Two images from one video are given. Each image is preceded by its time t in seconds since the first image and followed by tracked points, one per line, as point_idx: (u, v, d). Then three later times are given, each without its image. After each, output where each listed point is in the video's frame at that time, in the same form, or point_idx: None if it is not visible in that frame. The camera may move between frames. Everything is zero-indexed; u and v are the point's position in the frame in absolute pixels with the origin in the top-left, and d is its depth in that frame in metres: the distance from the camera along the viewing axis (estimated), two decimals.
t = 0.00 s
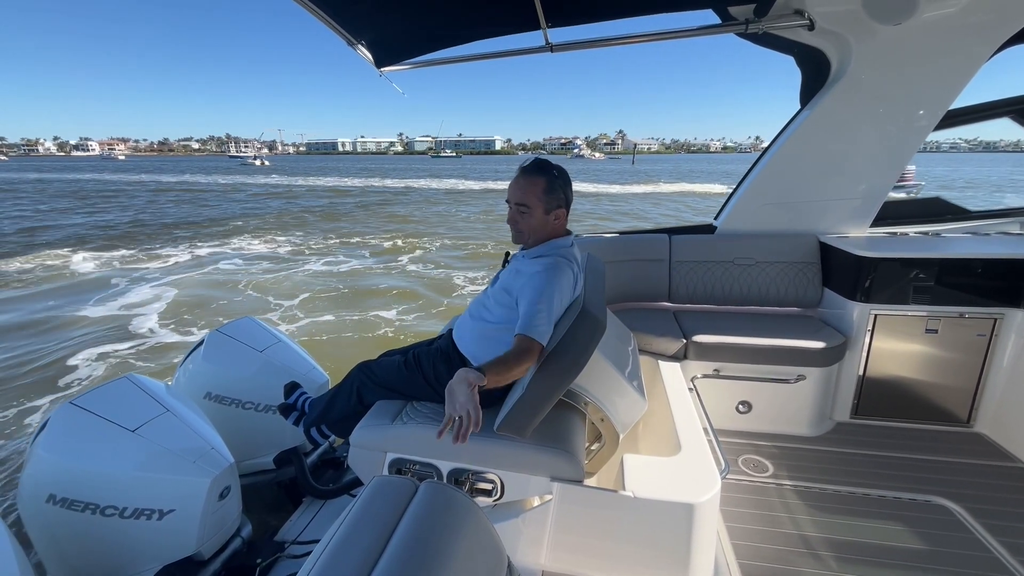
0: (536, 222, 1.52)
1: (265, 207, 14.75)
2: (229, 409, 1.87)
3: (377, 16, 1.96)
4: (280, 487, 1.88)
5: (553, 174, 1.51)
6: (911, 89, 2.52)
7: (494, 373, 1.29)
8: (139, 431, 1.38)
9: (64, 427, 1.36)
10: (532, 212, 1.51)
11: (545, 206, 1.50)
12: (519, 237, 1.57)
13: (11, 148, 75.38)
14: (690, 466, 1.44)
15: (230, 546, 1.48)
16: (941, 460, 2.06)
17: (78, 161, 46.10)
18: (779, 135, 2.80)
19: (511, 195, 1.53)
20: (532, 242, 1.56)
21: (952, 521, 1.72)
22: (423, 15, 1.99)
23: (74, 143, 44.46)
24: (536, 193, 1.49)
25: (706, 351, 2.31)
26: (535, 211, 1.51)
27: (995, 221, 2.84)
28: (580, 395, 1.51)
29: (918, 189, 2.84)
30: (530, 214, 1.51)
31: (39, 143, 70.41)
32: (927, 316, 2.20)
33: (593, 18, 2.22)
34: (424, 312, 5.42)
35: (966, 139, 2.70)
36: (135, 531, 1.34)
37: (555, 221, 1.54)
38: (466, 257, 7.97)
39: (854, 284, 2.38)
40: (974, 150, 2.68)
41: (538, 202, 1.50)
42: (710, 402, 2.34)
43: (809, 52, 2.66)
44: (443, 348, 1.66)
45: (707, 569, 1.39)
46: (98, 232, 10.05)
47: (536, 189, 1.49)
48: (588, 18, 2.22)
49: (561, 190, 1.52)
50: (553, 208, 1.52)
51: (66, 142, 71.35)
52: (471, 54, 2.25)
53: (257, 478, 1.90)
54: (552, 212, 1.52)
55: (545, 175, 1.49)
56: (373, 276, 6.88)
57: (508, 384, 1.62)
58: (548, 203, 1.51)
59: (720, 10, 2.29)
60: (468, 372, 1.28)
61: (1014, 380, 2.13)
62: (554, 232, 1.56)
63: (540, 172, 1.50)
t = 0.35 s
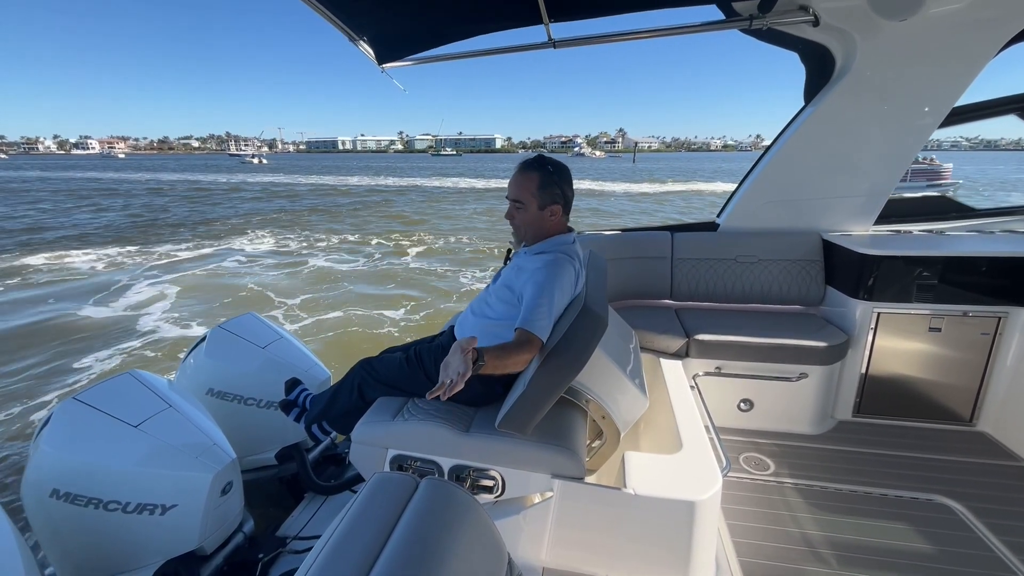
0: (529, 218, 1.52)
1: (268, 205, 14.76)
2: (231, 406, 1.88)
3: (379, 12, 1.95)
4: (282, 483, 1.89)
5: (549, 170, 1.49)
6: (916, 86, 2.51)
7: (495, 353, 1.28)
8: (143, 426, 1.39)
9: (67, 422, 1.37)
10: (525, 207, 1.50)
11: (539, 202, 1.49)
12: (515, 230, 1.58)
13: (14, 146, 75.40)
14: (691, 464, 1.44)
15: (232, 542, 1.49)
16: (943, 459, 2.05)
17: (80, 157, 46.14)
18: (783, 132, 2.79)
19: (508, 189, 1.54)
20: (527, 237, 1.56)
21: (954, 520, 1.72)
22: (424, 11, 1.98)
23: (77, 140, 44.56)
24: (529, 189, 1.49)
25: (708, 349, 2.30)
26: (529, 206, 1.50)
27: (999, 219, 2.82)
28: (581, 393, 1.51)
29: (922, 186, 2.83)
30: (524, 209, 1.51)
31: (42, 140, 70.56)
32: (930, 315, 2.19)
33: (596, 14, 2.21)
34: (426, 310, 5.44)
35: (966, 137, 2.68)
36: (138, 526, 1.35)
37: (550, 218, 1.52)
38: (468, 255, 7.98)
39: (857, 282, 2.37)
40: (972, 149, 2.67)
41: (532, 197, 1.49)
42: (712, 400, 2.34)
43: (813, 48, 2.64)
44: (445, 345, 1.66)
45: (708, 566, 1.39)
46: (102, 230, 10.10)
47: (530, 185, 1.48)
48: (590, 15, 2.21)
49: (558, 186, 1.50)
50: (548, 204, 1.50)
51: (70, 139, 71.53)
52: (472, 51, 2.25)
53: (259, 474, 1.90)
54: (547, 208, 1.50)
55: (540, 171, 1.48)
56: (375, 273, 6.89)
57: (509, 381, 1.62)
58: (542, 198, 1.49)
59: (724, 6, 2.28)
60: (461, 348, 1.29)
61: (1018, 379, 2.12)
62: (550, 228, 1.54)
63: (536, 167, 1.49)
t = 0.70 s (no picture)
0: (511, 216, 1.54)
1: (271, 202, 14.76)
2: (233, 402, 1.88)
3: (380, 8, 1.94)
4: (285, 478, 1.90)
5: (522, 169, 1.48)
6: (922, 81, 2.48)
7: (484, 329, 1.29)
8: (146, 421, 1.39)
9: (71, 417, 1.37)
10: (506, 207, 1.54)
11: (515, 201, 1.50)
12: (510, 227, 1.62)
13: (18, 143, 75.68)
14: (693, 460, 1.44)
15: (236, 536, 1.50)
16: (946, 456, 2.05)
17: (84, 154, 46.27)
18: (786, 128, 2.78)
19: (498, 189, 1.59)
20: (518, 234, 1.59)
21: (956, 517, 1.72)
22: (426, 7, 1.97)
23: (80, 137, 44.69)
24: (507, 188, 1.51)
25: (710, 345, 2.30)
26: (510, 205, 1.53)
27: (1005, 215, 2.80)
28: (583, 389, 1.51)
29: (926, 182, 2.81)
30: (506, 207, 1.55)
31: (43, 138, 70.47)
32: (934, 312, 2.18)
33: (598, 9, 2.20)
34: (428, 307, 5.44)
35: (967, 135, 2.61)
36: (142, 521, 1.35)
37: (530, 216, 1.51)
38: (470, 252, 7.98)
39: (860, 279, 2.36)
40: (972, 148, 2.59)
41: (510, 196, 1.51)
42: (713, 397, 2.34)
43: (817, 43, 2.62)
44: (446, 341, 1.66)
45: (710, 562, 1.39)
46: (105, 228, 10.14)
47: (506, 185, 1.51)
48: (593, 10, 2.20)
49: (532, 185, 1.48)
50: (524, 203, 1.50)
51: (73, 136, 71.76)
52: (474, 46, 2.24)
53: (262, 469, 1.91)
54: (523, 207, 1.50)
55: (513, 170, 1.49)
56: (378, 270, 6.90)
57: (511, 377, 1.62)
58: (517, 198, 1.50)
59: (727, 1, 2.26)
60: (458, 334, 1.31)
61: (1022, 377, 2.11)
62: (533, 226, 1.53)
63: (514, 166, 1.50)
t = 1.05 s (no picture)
0: (527, 208, 1.52)
1: (273, 199, 14.79)
2: (237, 399, 1.89)
3: (382, 4, 1.94)
4: (289, 475, 1.91)
5: (548, 162, 1.49)
6: (926, 77, 2.47)
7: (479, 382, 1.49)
8: (151, 418, 1.40)
9: (77, 414, 1.39)
10: (522, 198, 1.51)
11: (537, 193, 1.49)
12: (513, 221, 1.58)
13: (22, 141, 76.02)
14: (695, 457, 1.45)
15: (240, 532, 1.52)
16: (949, 454, 2.04)
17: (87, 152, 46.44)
18: (790, 124, 2.76)
19: (510, 180, 1.56)
20: (525, 227, 1.55)
21: (959, 514, 1.72)
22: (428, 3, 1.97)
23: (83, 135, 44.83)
24: (528, 179, 1.50)
25: (712, 342, 2.30)
26: (526, 196, 1.50)
27: (1009, 212, 2.79)
28: (585, 387, 1.51)
29: (930, 178, 2.80)
30: (522, 199, 1.52)
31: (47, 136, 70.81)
32: (938, 309, 2.17)
33: (600, 5, 2.19)
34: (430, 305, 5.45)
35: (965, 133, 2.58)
36: (147, 517, 1.37)
37: (548, 209, 1.51)
38: (472, 249, 7.99)
39: (864, 276, 2.35)
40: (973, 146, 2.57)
41: (531, 187, 1.50)
42: (715, 394, 2.34)
43: (821, 38, 2.61)
44: (448, 339, 1.67)
45: (711, 559, 1.39)
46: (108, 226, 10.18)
47: (529, 176, 1.49)
48: (595, 5, 2.18)
49: (556, 178, 1.49)
50: (545, 195, 1.50)
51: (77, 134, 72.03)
52: (476, 43, 2.23)
53: (266, 466, 1.93)
54: (544, 199, 1.50)
55: (539, 161, 1.49)
56: (380, 268, 6.91)
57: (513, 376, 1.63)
58: (539, 189, 1.49)
59: None
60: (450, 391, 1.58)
61: None
62: (547, 221, 1.53)
63: (537, 159, 1.50)
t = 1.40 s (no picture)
0: (507, 209, 1.57)
1: (277, 198, 14.83)
2: (242, 397, 1.90)
3: (386, 3, 1.94)
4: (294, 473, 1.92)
5: (516, 161, 1.53)
6: (930, 75, 2.46)
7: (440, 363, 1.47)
8: (157, 416, 1.41)
9: (85, 412, 1.40)
10: (500, 201, 1.57)
11: (512, 193, 1.54)
12: (499, 222, 1.64)
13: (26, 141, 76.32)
14: (699, 456, 1.45)
15: (246, 529, 1.52)
16: (954, 453, 2.04)
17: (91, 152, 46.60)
18: (794, 123, 2.76)
19: (485, 184, 1.61)
20: (510, 226, 1.62)
21: (964, 514, 1.71)
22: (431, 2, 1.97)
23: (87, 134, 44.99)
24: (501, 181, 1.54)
25: (716, 341, 2.30)
26: (504, 198, 1.56)
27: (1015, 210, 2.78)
28: (589, 385, 1.51)
29: (935, 176, 2.79)
30: (501, 201, 1.57)
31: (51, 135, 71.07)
32: (943, 308, 2.17)
33: (604, 4, 2.19)
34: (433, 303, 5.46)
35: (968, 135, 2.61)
36: (154, 514, 1.38)
37: (526, 205, 1.57)
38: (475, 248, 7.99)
39: (868, 274, 2.35)
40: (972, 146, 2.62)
41: (506, 188, 1.55)
42: (719, 393, 2.34)
43: (826, 37, 2.60)
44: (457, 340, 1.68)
45: (715, 557, 1.40)
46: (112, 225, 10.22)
47: (500, 179, 1.54)
48: (599, 4, 2.18)
49: (528, 175, 1.53)
50: (521, 193, 1.55)
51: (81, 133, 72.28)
52: (479, 42, 2.23)
53: (271, 464, 1.93)
54: (521, 197, 1.55)
55: (507, 162, 1.53)
56: (383, 267, 6.92)
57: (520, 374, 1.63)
58: (513, 189, 1.54)
59: None
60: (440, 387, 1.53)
61: None
62: (528, 216, 1.59)
63: (504, 160, 1.54)
